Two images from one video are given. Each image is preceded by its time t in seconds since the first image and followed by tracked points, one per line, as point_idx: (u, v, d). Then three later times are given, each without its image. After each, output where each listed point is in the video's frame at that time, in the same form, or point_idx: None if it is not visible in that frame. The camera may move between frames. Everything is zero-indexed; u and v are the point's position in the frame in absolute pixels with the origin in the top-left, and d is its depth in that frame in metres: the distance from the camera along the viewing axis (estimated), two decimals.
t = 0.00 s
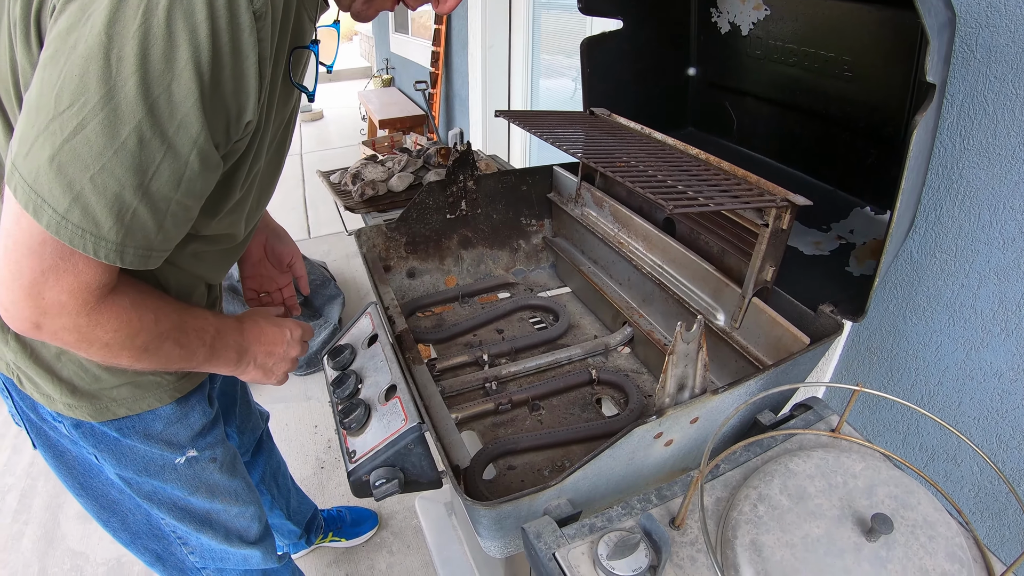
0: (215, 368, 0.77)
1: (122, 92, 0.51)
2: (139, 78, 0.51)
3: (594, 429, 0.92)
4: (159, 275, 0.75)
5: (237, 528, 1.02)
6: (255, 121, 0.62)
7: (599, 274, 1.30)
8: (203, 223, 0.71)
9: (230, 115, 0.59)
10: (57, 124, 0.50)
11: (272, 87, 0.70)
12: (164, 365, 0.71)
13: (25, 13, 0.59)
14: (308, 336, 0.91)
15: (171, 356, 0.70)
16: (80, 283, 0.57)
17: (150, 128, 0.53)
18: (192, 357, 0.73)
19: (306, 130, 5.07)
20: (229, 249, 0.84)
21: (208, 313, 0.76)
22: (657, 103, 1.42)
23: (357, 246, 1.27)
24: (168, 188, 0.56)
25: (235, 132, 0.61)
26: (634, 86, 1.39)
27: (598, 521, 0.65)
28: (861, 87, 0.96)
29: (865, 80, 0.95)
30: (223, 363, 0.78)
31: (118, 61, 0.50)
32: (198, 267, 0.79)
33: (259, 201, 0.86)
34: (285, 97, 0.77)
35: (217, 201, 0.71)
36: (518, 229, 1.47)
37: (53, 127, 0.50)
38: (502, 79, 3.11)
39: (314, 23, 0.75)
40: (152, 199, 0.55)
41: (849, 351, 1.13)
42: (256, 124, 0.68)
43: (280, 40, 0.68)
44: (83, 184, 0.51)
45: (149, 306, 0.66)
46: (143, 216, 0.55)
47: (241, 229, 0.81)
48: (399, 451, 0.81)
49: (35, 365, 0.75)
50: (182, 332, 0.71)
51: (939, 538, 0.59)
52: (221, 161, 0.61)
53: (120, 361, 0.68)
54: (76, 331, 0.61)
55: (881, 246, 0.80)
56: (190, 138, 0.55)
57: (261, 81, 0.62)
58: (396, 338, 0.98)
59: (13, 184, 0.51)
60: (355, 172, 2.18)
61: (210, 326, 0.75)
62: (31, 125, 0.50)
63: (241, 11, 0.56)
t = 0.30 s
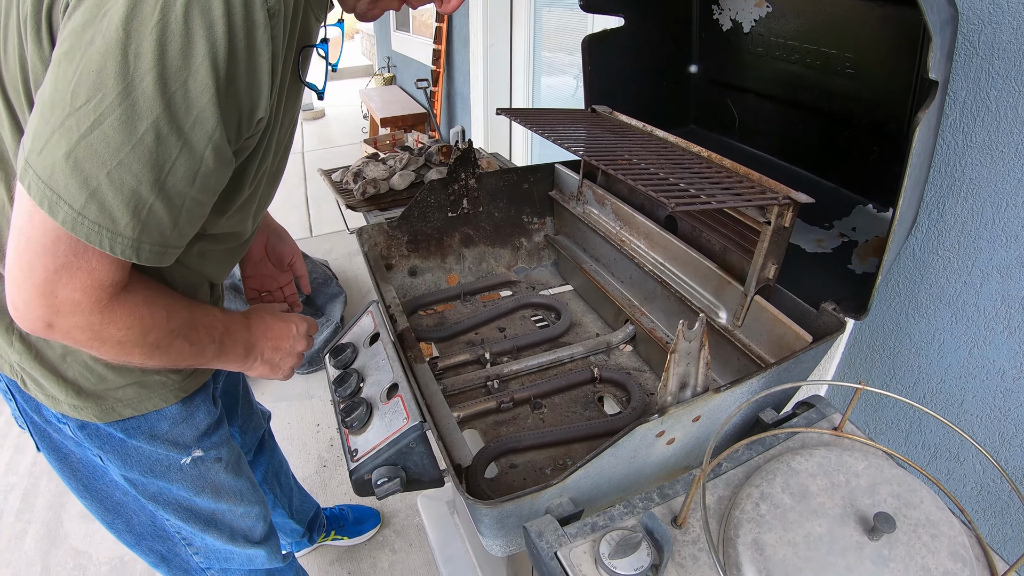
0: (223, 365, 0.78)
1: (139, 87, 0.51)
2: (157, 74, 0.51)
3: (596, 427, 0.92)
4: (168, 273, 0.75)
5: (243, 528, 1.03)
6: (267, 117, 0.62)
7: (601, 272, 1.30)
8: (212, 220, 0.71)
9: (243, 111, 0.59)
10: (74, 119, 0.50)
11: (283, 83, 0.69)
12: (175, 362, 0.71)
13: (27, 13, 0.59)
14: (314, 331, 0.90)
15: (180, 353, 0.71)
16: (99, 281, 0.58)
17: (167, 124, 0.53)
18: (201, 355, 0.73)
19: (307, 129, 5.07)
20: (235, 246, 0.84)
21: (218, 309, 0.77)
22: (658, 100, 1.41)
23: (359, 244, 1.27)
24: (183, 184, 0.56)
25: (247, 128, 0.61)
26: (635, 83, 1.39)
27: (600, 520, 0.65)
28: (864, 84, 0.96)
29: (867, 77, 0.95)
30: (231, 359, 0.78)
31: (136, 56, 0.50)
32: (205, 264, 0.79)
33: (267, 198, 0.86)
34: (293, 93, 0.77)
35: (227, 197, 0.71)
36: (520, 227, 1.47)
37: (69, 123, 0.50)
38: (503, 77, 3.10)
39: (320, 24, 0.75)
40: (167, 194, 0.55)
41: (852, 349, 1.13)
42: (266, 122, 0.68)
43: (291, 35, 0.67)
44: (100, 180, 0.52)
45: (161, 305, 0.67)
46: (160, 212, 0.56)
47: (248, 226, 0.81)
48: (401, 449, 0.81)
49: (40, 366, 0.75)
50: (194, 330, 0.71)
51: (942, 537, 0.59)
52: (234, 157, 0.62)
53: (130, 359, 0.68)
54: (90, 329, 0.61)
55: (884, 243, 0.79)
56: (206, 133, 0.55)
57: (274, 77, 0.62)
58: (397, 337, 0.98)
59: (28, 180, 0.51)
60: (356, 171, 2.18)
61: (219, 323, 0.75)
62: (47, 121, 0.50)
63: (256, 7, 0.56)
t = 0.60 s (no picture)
0: (238, 348, 0.73)
1: (126, 77, 0.51)
2: (142, 64, 0.51)
3: (599, 428, 0.92)
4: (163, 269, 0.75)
5: (246, 527, 1.03)
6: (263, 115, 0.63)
7: (605, 272, 1.30)
8: (208, 215, 0.72)
9: (237, 109, 0.59)
10: (58, 106, 0.50)
11: (281, 84, 0.70)
12: (175, 350, 0.69)
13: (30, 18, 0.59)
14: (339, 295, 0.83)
15: (179, 339, 0.67)
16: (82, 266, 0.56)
17: (153, 114, 0.52)
18: (206, 338, 0.69)
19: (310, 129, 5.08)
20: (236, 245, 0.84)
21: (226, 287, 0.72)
22: (661, 100, 1.41)
23: (362, 245, 1.27)
24: (168, 177, 0.55)
25: (242, 126, 0.61)
26: (637, 83, 1.39)
27: (604, 522, 0.65)
28: (866, 84, 0.96)
29: (870, 76, 0.95)
30: (247, 342, 0.74)
31: (123, 47, 0.51)
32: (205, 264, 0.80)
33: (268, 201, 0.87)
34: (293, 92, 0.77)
35: (223, 195, 0.71)
36: (523, 228, 1.47)
37: (54, 109, 0.50)
38: (506, 77, 3.10)
39: (321, 19, 0.77)
40: (151, 186, 0.54)
41: (855, 349, 1.13)
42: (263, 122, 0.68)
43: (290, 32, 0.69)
44: (82, 167, 0.51)
45: (150, 285, 0.63)
46: (142, 203, 0.54)
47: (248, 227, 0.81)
48: (405, 451, 0.82)
49: (45, 365, 0.75)
50: (190, 313, 0.66)
51: (946, 538, 0.59)
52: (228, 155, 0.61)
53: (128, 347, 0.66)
54: (76, 319, 0.59)
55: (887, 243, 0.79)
56: (193, 127, 0.54)
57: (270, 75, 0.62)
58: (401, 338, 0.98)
59: (10, 166, 0.50)
60: (359, 171, 2.19)
61: (229, 315, 0.70)
62: (33, 108, 0.50)
63: (249, 4, 0.57)
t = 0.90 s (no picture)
0: (292, 180, 0.65)
1: (131, 59, 0.51)
2: (147, 45, 0.52)
3: (600, 431, 0.92)
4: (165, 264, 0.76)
5: (244, 527, 1.04)
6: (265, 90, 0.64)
7: (607, 275, 1.30)
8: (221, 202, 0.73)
9: (239, 81, 0.60)
10: (70, 98, 0.50)
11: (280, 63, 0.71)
12: (228, 232, 0.62)
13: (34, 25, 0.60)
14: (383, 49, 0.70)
15: (229, 219, 0.61)
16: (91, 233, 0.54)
17: (162, 93, 0.53)
18: (261, 189, 0.62)
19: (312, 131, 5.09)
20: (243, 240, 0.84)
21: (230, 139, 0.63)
22: (663, 103, 1.42)
23: (365, 248, 1.28)
24: (185, 156, 0.56)
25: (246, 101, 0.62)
26: (639, 86, 1.39)
27: (606, 525, 0.65)
28: (868, 87, 0.96)
29: (872, 79, 0.95)
30: (293, 176, 0.65)
31: (126, 30, 0.51)
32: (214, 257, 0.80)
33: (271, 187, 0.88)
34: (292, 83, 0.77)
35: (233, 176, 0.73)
36: (526, 230, 1.48)
37: (65, 101, 0.50)
38: (508, 79, 3.11)
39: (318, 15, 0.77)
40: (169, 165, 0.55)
41: (857, 351, 1.13)
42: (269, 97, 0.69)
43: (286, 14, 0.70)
44: (99, 153, 0.51)
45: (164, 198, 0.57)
46: (162, 180, 0.55)
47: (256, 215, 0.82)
48: (408, 454, 0.82)
49: (47, 364, 0.76)
50: (208, 183, 0.58)
51: (946, 541, 0.59)
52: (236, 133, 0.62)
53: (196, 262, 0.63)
54: (129, 284, 0.58)
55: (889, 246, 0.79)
56: (202, 104, 0.55)
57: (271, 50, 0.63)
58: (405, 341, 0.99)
59: (32, 164, 0.51)
60: (362, 174, 2.19)
61: (254, 159, 0.60)
62: (43, 105, 0.51)
63: None
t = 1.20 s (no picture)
0: (294, 170, 0.61)
1: (127, 55, 0.52)
2: (141, 41, 0.52)
3: (602, 434, 0.92)
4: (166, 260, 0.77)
5: (253, 528, 1.04)
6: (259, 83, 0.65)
7: (609, 278, 1.31)
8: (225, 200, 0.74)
9: (232, 73, 0.62)
10: (70, 96, 0.51)
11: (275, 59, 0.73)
12: (228, 224, 0.59)
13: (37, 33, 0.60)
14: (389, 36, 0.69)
15: (227, 208, 0.58)
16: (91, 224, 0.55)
17: (158, 87, 0.54)
18: (257, 178, 0.59)
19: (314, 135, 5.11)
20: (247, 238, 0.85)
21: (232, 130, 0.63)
22: (664, 105, 1.42)
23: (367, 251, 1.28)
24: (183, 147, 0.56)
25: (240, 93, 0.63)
26: (639, 88, 1.39)
27: (609, 528, 0.65)
28: (869, 88, 0.96)
29: (873, 81, 0.95)
30: (297, 166, 0.62)
31: (120, 27, 0.52)
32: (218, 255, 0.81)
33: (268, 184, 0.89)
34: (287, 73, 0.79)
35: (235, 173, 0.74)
36: (528, 233, 1.48)
37: (65, 100, 0.51)
38: (509, 81, 3.12)
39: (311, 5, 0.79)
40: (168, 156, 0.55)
41: (858, 353, 1.13)
42: (265, 91, 0.70)
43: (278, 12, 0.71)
44: (99, 147, 0.52)
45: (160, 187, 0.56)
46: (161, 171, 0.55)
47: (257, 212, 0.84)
48: (411, 457, 0.82)
49: (54, 362, 0.77)
50: (203, 172, 0.57)
51: (949, 544, 0.59)
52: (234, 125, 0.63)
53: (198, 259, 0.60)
54: (129, 278, 0.57)
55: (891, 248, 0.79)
56: (197, 95, 0.56)
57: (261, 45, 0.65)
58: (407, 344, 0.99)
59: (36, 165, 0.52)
60: (364, 177, 2.20)
61: (248, 145, 0.59)
62: (45, 108, 0.52)
63: None
